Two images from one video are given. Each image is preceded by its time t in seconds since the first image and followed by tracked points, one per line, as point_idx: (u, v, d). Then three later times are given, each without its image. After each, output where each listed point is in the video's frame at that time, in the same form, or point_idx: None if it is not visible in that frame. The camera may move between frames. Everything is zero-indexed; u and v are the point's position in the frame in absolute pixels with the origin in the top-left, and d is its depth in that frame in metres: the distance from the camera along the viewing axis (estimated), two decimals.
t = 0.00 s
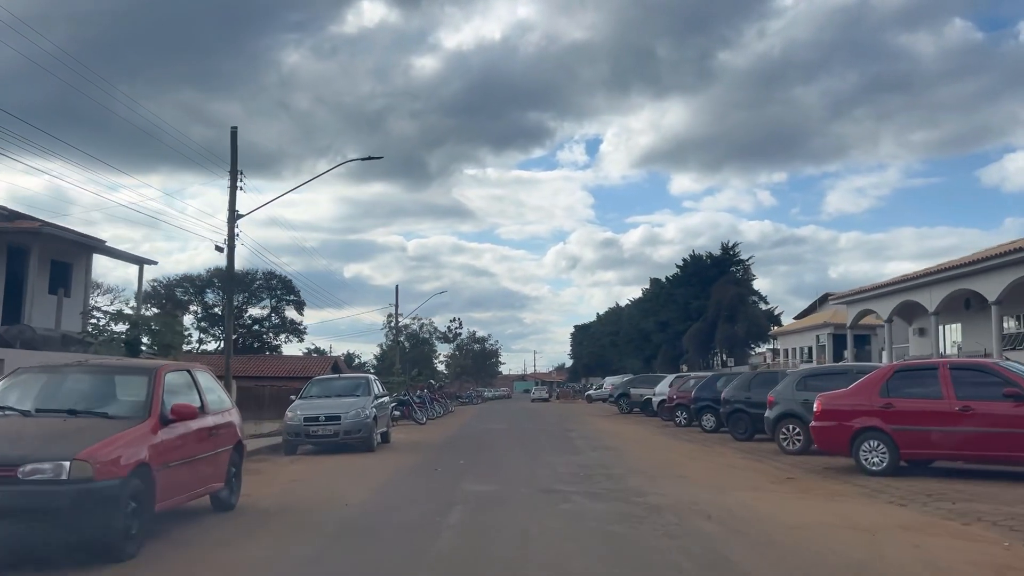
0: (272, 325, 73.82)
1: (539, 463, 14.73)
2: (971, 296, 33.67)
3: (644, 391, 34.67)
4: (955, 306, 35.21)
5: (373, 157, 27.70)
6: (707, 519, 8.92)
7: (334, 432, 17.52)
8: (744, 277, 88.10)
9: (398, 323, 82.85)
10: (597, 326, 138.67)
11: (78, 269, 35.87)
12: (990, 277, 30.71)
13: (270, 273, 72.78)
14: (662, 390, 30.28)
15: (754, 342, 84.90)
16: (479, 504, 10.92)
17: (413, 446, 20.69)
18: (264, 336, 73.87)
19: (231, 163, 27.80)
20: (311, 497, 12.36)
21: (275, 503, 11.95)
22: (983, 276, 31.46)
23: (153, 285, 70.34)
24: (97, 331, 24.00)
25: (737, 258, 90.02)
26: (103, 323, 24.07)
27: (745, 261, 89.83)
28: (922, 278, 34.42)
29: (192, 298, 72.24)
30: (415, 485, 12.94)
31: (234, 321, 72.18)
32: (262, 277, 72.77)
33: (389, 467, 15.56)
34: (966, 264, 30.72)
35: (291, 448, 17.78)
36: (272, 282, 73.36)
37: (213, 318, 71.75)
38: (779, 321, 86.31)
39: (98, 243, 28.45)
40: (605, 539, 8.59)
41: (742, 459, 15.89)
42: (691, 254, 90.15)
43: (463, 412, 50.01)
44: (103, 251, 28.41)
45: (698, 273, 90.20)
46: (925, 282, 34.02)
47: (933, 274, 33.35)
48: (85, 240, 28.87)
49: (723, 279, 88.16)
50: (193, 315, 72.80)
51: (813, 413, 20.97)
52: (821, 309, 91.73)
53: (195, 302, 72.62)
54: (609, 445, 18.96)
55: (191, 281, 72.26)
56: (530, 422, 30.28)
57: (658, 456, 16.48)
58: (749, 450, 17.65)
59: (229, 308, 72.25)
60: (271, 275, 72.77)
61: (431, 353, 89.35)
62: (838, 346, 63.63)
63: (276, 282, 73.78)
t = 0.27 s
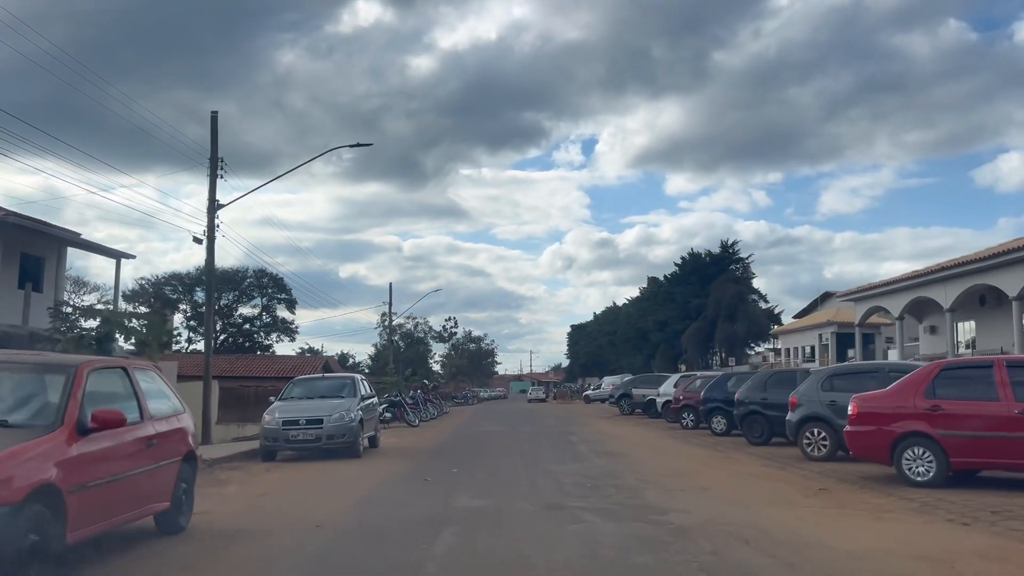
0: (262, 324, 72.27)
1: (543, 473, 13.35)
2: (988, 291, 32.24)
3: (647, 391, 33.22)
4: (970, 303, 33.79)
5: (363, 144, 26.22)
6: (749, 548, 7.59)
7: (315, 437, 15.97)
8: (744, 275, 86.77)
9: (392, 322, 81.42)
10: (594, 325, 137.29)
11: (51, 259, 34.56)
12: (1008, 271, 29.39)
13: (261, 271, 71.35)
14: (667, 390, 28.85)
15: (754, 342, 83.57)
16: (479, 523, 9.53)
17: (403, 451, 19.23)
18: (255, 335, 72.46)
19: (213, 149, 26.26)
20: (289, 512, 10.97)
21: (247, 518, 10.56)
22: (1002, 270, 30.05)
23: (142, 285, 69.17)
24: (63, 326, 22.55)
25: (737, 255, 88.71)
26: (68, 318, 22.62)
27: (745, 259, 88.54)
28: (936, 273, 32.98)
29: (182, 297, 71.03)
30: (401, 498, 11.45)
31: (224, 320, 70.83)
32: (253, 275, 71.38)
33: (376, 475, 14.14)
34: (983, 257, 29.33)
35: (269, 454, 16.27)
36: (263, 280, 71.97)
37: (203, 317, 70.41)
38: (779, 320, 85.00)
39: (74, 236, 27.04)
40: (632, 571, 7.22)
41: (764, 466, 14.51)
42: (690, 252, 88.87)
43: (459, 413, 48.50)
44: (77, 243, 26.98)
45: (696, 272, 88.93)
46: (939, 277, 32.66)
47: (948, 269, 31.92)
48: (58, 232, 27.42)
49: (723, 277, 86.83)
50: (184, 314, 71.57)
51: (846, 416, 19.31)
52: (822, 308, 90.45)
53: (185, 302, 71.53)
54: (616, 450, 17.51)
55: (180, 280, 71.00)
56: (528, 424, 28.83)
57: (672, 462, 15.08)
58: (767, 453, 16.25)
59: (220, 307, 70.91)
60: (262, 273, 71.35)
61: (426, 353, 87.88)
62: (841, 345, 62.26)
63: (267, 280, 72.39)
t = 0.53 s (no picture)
0: (249, 323, 70.56)
1: (542, 484, 11.96)
2: (1000, 288, 30.97)
3: (646, 391, 31.82)
4: (981, 299, 32.48)
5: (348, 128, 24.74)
6: None
7: (288, 443, 14.46)
8: (740, 273, 85.57)
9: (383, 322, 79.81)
10: (588, 324, 135.99)
11: (19, 251, 32.98)
12: None
13: (248, 269, 69.56)
14: (670, 391, 27.37)
15: (750, 341, 82.32)
16: (473, 544, 8.14)
17: (389, 457, 17.75)
18: (242, 335, 70.77)
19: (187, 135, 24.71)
20: (256, 526, 9.53)
21: (207, 532, 9.13)
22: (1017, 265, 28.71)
23: (127, 283, 67.49)
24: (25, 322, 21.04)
25: (733, 253, 87.47)
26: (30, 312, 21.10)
27: (741, 257, 87.27)
28: (946, 268, 31.66)
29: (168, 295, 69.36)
30: (384, 514, 9.99)
31: (211, 319, 69.16)
32: (240, 273, 69.60)
33: (356, 483, 12.72)
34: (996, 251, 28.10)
35: (238, 460, 14.75)
36: (250, 278, 70.25)
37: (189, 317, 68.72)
38: (776, 318, 83.82)
39: (39, 227, 25.46)
40: None
41: (788, 474, 13.13)
42: (685, 250, 87.56)
43: (451, 414, 47.03)
44: (43, 235, 25.41)
45: (692, 270, 87.64)
46: (949, 272, 31.38)
47: (959, 264, 30.60)
48: (24, 223, 25.85)
49: (719, 275, 85.60)
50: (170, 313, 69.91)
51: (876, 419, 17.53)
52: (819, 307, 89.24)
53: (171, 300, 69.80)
54: (621, 455, 16.09)
55: (166, 278, 69.31)
56: (524, 426, 27.34)
57: (684, 470, 13.68)
58: (789, 459, 14.84)
59: (206, 306, 69.22)
60: (249, 272, 69.56)
61: (418, 353, 86.33)
62: (841, 344, 60.98)
63: (255, 278, 70.64)
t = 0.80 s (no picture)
0: (233, 322, 68.86)
1: (534, 498, 10.53)
2: (1012, 282, 29.67)
3: (643, 391, 30.43)
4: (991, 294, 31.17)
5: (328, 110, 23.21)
6: None
7: (252, 450, 12.95)
8: (735, 271, 84.30)
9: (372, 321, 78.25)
10: (581, 323, 134.62)
11: None
12: None
13: (233, 266, 67.90)
14: (670, 390, 25.96)
15: (745, 339, 81.07)
16: None
17: (369, 464, 16.29)
18: (227, 334, 69.13)
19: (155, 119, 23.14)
20: (201, 551, 8.11)
21: (142, 563, 7.72)
22: None
23: (108, 281, 65.72)
24: None
25: (728, 251, 86.19)
26: None
27: (736, 254, 85.96)
28: (955, 262, 30.33)
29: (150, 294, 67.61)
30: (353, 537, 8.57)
31: (194, 318, 67.46)
32: (224, 271, 67.94)
33: (324, 496, 11.27)
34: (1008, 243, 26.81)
35: (197, 469, 13.26)
36: (235, 276, 68.58)
37: (172, 316, 67.00)
38: (771, 317, 82.59)
39: None
40: None
41: (810, 486, 11.75)
42: (679, 247, 86.23)
43: (441, 416, 45.55)
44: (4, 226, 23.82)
45: (686, 268, 86.31)
46: (959, 266, 30.06)
47: (970, 257, 29.27)
48: None
49: (713, 273, 84.32)
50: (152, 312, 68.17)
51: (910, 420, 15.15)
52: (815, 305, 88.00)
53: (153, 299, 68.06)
54: (623, 462, 14.68)
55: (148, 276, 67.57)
56: (516, 429, 25.90)
57: (694, 481, 12.29)
58: (808, 467, 13.48)
59: (189, 304, 67.50)
60: (234, 269, 67.90)
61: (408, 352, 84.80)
62: (840, 342, 59.73)
63: (240, 276, 68.98)
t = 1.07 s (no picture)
0: (217, 321, 67.11)
1: (519, 518, 9.10)
2: None
3: (640, 391, 29.02)
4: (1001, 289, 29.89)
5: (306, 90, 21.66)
6: None
7: (207, 459, 11.42)
8: (729, 269, 83.04)
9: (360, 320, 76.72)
10: (572, 322, 133.22)
11: None
12: None
13: (216, 264, 66.05)
14: (670, 390, 24.55)
15: (740, 338, 79.82)
16: None
17: (345, 473, 14.83)
18: (211, 333, 67.35)
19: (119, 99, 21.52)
20: None
21: None
22: None
23: (87, 279, 63.85)
24: None
25: (721, 248, 84.91)
26: None
27: (730, 252, 84.62)
28: (965, 256, 29.03)
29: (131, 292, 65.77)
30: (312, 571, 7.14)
31: (176, 316, 65.66)
32: (207, 268, 66.09)
33: (282, 514, 9.79)
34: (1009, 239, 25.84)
35: (147, 480, 11.73)
36: (218, 273, 66.75)
37: (153, 314, 65.18)
38: (766, 315, 81.36)
39: None
40: None
41: (839, 498, 10.35)
42: (672, 245, 84.87)
43: (428, 417, 43.96)
44: None
45: (680, 266, 84.97)
46: (968, 260, 28.71)
47: (980, 251, 27.97)
48: None
49: (707, 271, 83.03)
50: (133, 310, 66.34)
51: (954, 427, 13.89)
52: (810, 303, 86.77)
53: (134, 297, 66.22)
54: (624, 471, 13.28)
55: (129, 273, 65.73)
56: (509, 430, 24.47)
57: (706, 491, 10.89)
58: (831, 475, 12.13)
59: (171, 303, 65.67)
60: (217, 266, 66.07)
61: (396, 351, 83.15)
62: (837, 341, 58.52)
63: (223, 273, 67.15)
